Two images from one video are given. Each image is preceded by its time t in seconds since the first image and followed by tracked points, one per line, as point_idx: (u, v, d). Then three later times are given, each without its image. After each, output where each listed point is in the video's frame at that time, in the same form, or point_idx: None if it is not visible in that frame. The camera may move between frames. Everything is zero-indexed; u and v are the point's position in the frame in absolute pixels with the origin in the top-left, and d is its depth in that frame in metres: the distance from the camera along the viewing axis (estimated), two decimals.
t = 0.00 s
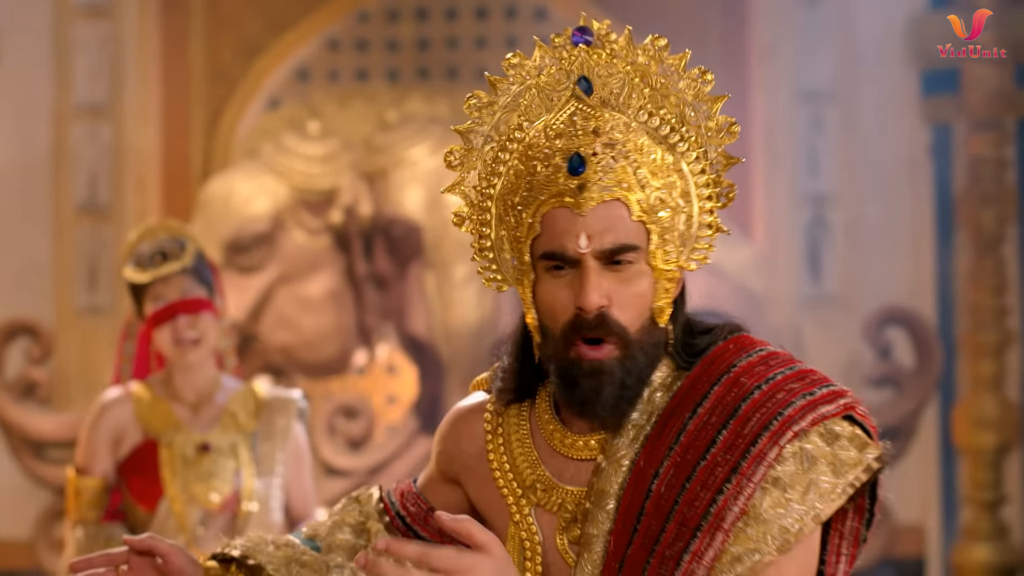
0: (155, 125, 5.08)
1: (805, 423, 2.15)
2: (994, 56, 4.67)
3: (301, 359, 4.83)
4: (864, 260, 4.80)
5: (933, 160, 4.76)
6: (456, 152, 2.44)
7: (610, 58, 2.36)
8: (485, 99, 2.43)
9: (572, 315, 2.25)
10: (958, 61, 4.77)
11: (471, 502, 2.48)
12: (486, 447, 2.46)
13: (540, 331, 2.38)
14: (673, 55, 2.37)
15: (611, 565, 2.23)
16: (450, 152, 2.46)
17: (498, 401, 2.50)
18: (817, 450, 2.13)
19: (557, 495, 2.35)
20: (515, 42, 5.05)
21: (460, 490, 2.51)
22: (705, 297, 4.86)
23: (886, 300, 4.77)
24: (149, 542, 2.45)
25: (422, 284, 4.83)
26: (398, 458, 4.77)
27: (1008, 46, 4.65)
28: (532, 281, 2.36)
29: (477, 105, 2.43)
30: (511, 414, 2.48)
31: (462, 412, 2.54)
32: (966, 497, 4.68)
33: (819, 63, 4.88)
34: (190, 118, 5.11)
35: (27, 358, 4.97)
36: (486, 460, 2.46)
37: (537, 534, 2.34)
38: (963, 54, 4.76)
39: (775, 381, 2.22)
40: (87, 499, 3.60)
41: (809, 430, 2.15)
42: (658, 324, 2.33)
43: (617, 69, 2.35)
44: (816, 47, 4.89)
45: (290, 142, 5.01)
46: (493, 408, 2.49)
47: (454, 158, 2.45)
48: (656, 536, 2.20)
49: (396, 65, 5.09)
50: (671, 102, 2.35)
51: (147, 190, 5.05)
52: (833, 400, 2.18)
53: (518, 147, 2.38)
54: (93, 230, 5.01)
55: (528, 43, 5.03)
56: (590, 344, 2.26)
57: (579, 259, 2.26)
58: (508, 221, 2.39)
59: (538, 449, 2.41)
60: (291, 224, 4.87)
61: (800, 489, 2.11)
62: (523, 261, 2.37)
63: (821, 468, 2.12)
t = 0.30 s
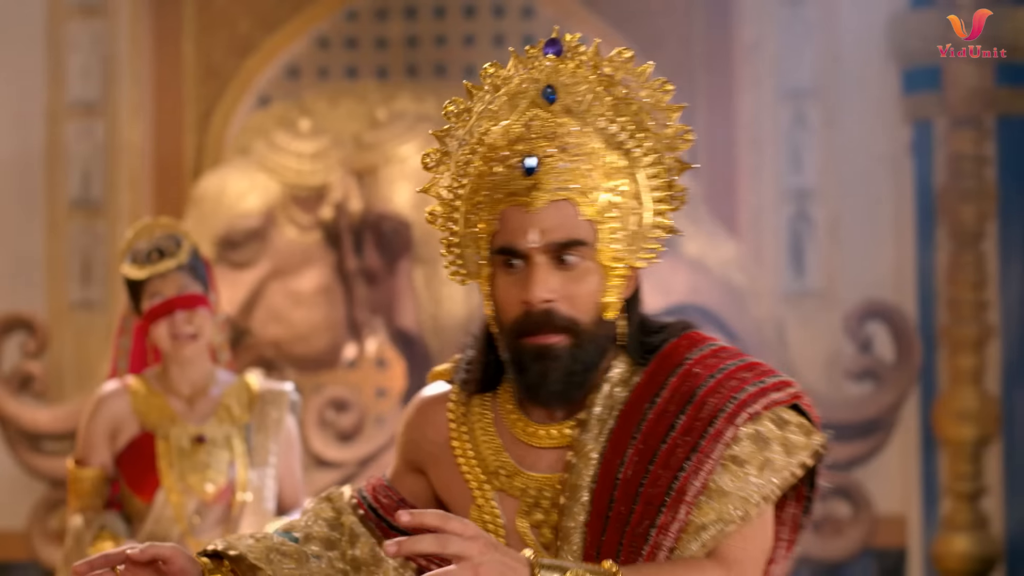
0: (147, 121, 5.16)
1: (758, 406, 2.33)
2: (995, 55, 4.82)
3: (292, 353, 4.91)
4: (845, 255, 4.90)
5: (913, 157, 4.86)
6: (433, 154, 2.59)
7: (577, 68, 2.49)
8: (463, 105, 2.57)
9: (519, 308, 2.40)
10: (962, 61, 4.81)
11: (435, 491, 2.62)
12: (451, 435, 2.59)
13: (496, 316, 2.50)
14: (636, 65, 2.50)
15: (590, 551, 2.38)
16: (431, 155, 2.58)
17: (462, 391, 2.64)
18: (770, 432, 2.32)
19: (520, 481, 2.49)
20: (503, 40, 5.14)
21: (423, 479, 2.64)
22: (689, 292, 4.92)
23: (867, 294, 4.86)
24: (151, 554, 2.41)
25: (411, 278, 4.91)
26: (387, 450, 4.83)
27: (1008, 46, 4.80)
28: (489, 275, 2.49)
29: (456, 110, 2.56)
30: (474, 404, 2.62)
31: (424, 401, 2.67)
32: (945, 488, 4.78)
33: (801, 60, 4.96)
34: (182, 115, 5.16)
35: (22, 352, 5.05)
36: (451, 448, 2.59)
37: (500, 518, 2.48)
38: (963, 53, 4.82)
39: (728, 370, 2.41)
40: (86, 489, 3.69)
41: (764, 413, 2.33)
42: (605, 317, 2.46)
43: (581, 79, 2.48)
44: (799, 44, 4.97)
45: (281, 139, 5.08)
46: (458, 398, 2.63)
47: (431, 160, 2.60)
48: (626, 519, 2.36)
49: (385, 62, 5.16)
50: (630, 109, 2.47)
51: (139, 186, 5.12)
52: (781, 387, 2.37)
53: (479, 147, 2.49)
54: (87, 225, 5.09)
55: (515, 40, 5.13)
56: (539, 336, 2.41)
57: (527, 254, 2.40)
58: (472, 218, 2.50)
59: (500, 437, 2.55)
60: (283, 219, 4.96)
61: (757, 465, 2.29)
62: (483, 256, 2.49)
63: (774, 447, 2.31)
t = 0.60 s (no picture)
0: (141, 120, 5.23)
1: (716, 390, 2.35)
2: (994, 55, 4.86)
3: (285, 348, 4.99)
4: (831, 251, 4.98)
5: (898, 154, 4.92)
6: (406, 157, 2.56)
7: (542, 77, 2.47)
8: (436, 111, 2.54)
9: (475, 299, 2.38)
10: (960, 61, 4.88)
11: (402, 482, 2.57)
12: (417, 425, 2.56)
13: (456, 305, 2.45)
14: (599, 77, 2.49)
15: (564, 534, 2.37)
16: (402, 158, 2.57)
17: (428, 384, 2.63)
18: (726, 415, 2.35)
19: (486, 467, 2.46)
20: (492, 38, 5.23)
21: (391, 472, 2.58)
22: (676, 288, 5.03)
23: (852, 290, 4.94)
24: (150, 539, 2.32)
25: (403, 273, 4.99)
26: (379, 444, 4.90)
27: (1007, 46, 4.84)
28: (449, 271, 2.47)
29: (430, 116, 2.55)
30: (441, 397, 2.60)
31: (389, 396, 2.63)
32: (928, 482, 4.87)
33: (787, 61, 5.04)
34: (176, 112, 5.23)
35: (21, 347, 5.13)
36: (418, 438, 2.55)
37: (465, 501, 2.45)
38: (964, 53, 4.88)
39: (684, 359, 2.43)
40: (85, 482, 3.77)
41: (720, 397, 2.36)
42: (559, 311, 2.43)
43: (544, 87, 2.47)
44: (785, 44, 5.05)
45: (275, 139, 5.17)
46: (425, 389, 2.62)
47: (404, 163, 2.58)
48: (597, 501, 2.35)
49: (377, 62, 5.23)
50: (589, 117, 2.47)
51: (134, 182, 5.19)
52: (734, 373, 2.41)
53: (446, 153, 2.50)
54: (82, 221, 5.17)
55: (505, 38, 5.22)
56: (498, 325, 2.39)
57: (485, 250, 2.38)
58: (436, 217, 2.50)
59: (466, 426, 2.53)
60: (276, 217, 5.04)
61: (716, 445, 2.32)
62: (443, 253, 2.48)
63: (730, 429, 2.33)
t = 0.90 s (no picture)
0: (137, 121, 5.33)
1: (686, 383, 2.44)
2: (994, 56, 4.83)
3: (279, 345, 5.09)
4: (814, 250, 5.09)
5: (881, 155, 5.02)
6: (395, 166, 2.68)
7: (521, 90, 2.58)
8: (422, 123, 2.65)
9: (461, 296, 2.49)
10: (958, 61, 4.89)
11: (386, 469, 2.61)
12: (402, 414, 2.61)
13: (444, 304, 2.56)
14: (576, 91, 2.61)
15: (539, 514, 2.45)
16: (392, 167, 2.68)
17: (413, 376, 2.68)
18: (694, 407, 2.42)
19: (467, 453, 2.53)
20: (482, 40, 5.34)
21: (375, 461, 2.63)
22: (661, 287, 5.11)
23: (835, 289, 5.05)
24: (148, 514, 2.41)
25: (394, 272, 5.08)
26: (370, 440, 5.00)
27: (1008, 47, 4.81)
28: (437, 272, 2.56)
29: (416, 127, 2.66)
30: (425, 388, 2.66)
31: (374, 390, 2.67)
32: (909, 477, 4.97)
33: (772, 64, 5.15)
34: (171, 115, 5.36)
35: (19, 344, 5.22)
36: (403, 428, 2.60)
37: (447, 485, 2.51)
38: (964, 53, 4.89)
39: (656, 353, 2.51)
40: (88, 476, 3.88)
41: (690, 390, 2.43)
42: (539, 309, 2.52)
43: (523, 99, 2.58)
44: (770, 47, 5.15)
45: (268, 140, 5.25)
46: (411, 382, 2.67)
47: (393, 172, 2.68)
48: (572, 484, 2.42)
49: (368, 63, 5.35)
50: (567, 127, 2.57)
51: (130, 182, 5.30)
52: (703, 368, 2.49)
53: (432, 160, 2.60)
54: (80, 221, 5.28)
55: (494, 41, 5.34)
56: (482, 321, 2.49)
57: (470, 252, 2.49)
58: (423, 222, 2.59)
59: (449, 414, 2.59)
60: (270, 217, 5.14)
61: (685, 435, 2.39)
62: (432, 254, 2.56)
63: (699, 421, 2.41)
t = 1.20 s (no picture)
0: (133, 128, 5.42)
1: (672, 386, 2.52)
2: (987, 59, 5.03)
3: (273, 349, 5.17)
4: (800, 255, 5.19)
5: (866, 162, 5.16)
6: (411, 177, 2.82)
7: (516, 105, 2.68)
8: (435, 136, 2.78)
9: (439, 304, 2.60)
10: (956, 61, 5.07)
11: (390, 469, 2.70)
12: (404, 415, 2.70)
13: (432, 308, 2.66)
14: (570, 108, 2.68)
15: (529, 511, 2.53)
16: (406, 179, 2.79)
17: (415, 379, 2.76)
18: (680, 409, 2.51)
19: (465, 451, 2.62)
20: (473, 47, 5.43)
21: (380, 462, 2.72)
22: (649, 292, 5.21)
23: (821, 293, 5.17)
24: (173, 511, 2.48)
25: (386, 277, 5.17)
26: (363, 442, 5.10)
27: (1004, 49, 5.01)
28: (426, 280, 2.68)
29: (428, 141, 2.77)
30: (425, 390, 2.74)
31: (377, 393, 2.76)
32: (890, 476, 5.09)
33: (759, 72, 5.25)
34: (167, 121, 5.44)
35: (18, 348, 5.30)
36: (404, 428, 2.69)
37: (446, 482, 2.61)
38: (960, 54, 5.09)
39: (644, 358, 2.59)
40: (88, 478, 3.96)
41: (675, 393, 2.52)
42: (514, 316, 2.60)
43: (518, 116, 2.67)
44: (756, 55, 5.25)
45: (263, 147, 5.35)
46: (412, 384, 2.75)
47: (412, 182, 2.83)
48: (562, 484, 2.50)
49: (361, 71, 5.43)
50: (555, 143, 2.67)
51: (126, 188, 5.39)
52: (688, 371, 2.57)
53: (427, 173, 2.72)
54: (76, 226, 5.35)
55: (485, 48, 5.43)
56: (463, 327, 2.59)
57: (448, 262, 2.60)
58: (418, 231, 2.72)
59: (449, 415, 2.68)
60: (265, 223, 5.22)
61: (670, 437, 2.48)
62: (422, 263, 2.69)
63: (684, 422, 2.50)
